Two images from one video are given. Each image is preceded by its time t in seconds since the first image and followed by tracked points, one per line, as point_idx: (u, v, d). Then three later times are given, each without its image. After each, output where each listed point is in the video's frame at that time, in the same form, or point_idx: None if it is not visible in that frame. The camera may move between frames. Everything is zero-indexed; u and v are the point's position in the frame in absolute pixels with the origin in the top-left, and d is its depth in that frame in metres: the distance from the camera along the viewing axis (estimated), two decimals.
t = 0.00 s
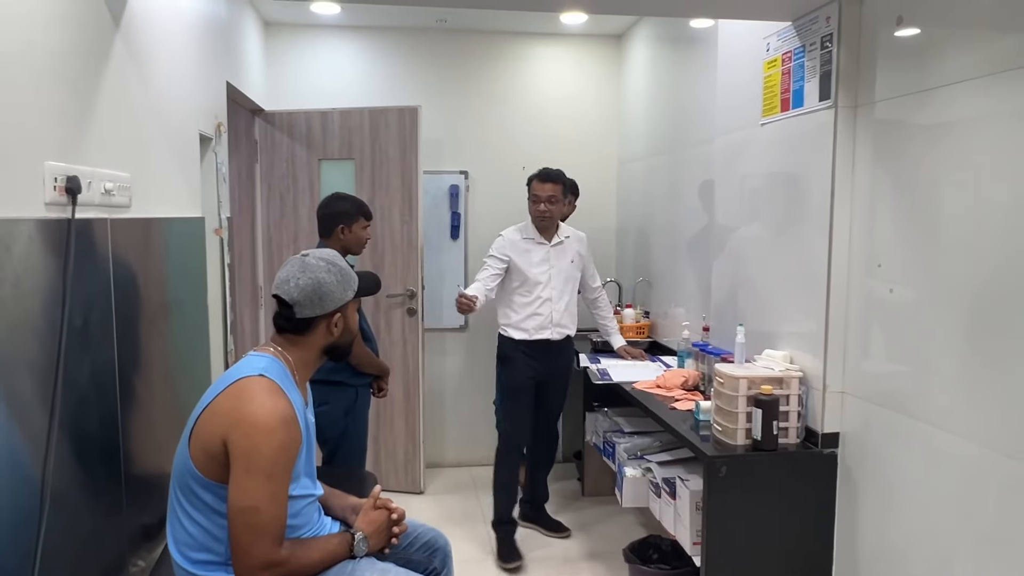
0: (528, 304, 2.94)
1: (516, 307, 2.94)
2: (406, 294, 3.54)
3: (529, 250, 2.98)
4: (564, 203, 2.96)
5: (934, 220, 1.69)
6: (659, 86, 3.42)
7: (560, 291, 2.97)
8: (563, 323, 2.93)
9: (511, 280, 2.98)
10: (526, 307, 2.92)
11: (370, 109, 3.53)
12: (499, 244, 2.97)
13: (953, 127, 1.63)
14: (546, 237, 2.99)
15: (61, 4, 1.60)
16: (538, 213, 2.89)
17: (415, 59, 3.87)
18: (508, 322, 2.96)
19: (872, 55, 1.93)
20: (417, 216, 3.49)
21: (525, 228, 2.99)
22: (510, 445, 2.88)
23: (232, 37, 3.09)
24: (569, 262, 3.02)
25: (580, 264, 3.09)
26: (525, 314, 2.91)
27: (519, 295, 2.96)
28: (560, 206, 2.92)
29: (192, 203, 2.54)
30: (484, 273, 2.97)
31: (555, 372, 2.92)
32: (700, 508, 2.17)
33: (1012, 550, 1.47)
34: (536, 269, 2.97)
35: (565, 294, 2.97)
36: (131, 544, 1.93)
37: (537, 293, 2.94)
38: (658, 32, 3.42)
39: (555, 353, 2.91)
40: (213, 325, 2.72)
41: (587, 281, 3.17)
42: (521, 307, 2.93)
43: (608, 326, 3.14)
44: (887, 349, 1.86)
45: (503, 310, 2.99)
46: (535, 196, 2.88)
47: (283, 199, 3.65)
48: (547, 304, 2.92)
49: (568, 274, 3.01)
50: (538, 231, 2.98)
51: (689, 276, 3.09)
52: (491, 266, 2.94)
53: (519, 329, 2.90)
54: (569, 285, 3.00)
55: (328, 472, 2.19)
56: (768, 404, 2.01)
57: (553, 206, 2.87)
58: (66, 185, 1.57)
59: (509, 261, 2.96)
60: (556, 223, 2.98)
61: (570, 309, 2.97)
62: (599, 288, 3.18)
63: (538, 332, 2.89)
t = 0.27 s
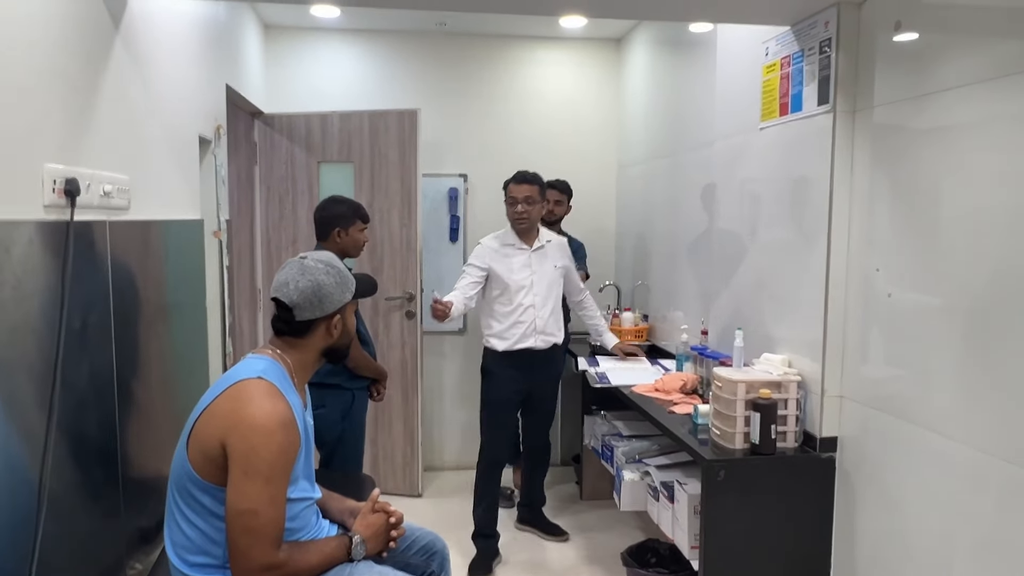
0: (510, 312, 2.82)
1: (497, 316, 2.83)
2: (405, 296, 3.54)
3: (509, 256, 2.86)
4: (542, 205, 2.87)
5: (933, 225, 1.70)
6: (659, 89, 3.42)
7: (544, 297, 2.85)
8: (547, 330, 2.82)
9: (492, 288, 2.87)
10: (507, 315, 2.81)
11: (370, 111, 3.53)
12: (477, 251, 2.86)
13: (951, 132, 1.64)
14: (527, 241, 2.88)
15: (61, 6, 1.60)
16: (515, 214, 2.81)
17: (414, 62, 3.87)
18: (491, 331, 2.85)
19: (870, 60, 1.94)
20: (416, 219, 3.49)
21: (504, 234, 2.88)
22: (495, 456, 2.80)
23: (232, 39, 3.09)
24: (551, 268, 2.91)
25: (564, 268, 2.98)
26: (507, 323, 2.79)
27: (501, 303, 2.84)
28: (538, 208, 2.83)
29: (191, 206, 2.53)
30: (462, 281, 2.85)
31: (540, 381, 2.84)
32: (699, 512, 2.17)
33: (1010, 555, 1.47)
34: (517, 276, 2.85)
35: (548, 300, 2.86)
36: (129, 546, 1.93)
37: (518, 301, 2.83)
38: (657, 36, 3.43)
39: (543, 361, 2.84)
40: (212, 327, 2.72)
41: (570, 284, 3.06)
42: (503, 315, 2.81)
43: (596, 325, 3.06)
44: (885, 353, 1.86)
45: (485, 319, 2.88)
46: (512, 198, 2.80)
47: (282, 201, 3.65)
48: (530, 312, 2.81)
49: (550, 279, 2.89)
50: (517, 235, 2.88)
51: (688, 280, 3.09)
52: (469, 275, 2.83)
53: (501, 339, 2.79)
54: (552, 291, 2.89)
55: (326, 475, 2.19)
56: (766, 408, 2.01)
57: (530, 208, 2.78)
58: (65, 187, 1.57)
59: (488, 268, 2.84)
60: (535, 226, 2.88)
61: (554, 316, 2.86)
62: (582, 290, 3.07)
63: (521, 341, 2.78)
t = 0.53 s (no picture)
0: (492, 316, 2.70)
1: (479, 319, 2.71)
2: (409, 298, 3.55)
3: (491, 257, 2.74)
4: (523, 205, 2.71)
5: (938, 228, 1.69)
6: (664, 92, 3.42)
7: (528, 300, 2.73)
8: (531, 334, 2.71)
9: (473, 290, 2.74)
10: (490, 319, 2.69)
11: (375, 113, 3.54)
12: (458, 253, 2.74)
13: (956, 135, 1.63)
14: (509, 242, 2.75)
15: (69, 10, 1.61)
16: (495, 217, 2.65)
17: (420, 64, 3.88)
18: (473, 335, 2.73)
19: (875, 63, 1.93)
20: (421, 221, 3.49)
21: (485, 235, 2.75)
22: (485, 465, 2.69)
23: (238, 42, 3.11)
24: (535, 268, 2.78)
25: (549, 269, 2.84)
26: (488, 327, 2.68)
27: (482, 306, 2.72)
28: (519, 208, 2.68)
29: (197, 207, 2.54)
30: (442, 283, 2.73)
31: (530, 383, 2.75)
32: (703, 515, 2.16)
33: (1017, 559, 1.46)
34: (499, 278, 2.72)
35: (532, 303, 2.73)
36: (134, 547, 1.94)
37: (501, 303, 2.70)
38: (662, 39, 3.43)
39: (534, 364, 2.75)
40: (217, 328, 2.73)
41: (556, 284, 2.93)
42: (485, 319, 2.69)
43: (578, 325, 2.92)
44: (891, 356, 1.85)
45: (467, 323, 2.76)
46: (491, 199, 2.63)
47: (287, 203, 3.66)
48: (512, 316, 2.69)
49: (535, 281, 2.76)
50: (499, 237, 2.74)
51: (693, 283, 3.09)
52: (449, 276, 2.70)
53: (484, 344, 2.68)
54: (537, 293, 2.76)
55: (333, 476, 2.20)
56: (771, 411, 2.01)
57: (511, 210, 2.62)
58: (73, 189, 1.58)
59: (469, 270, 2.72)
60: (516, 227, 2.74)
61: (539, 319, 2.74)
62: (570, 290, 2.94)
63: (505, 346, 2.67)
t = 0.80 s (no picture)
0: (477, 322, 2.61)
1: (466, 325, 2.63)
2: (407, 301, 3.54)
3: (473, 262, 2.65)
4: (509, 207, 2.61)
5: (936, 232, 1.69)
6: (662, 96, 3.43)
7: (512, 305, 2.61)
8: (517, 340, 2.58)
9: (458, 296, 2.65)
10: (474, 325, 2.60)
11: (374, 116, 3.55)
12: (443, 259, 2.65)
13: (954, 139, 1.64)
14: (494, 246, 2.65)
15: (67, 12, 1.61)
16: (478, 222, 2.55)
17: (418, 67, 3.88)
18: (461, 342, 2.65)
19: (873, 67, 1.94)
20: (419, 224, 3.49)
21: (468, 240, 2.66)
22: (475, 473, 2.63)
23: (237, 45, 3.11)
24: (520, 273, 2.66)
25: (537, 272, 2.72)
26: (473, 333, 2.58)
27: (467, 313, 2.63)
28: (504, 212, 2.58)
29: (195, 210, 2.54)
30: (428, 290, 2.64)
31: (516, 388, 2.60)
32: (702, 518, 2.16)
33: (1015, 562, 1.46)
34: (483, 283, 2.62)
35: (517, 307, 2.61)
36: (131, 550, 1.93)
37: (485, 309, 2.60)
38: (660, 43, 3.44)
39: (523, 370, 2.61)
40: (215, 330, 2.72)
41: (546, 288, 2.80)
42: (469, 325, 2.61)
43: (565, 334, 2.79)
44: (889, 359, 1.86)
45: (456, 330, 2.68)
46: (473, 203, 2.52)
47: (285, 206, 3.66)
48: (497, 321, 2.58)
49: (520, 286, 2.65)
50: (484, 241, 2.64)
51: (691, 286, 3.09)
52: (433, 283, 2.61)
53: (468, 350, 2.59)
54: (523, 298, 2.64)
55: (331, 479, 2.20)
56: (769, 415, 2.01)
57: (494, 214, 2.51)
58: (71, 191, 1.58)
59: (453, 276, 2.63)
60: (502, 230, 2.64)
61: (525, 324, 2.61)
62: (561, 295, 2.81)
63: (489, 352, 2.57)
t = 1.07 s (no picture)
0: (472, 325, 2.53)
1: (462, 328, 2.57)
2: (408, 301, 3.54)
3: (470, 265, 2.57)
4: (507, 207, 2.51)
5: (937, 232, 1.69)
6: (663, 96, 3.43)
7: (506, 310, 2.51)
8: (509, 346, 2.48)
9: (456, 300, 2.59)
10: (468, 329, 2.53)
11: (375, 116, 3.55)
12: (442, 261, 2.62)
13: (955, 138, 1.64)
14: (493, 248, 2.56)
15: (69, 11, 1.61)
16: (473, 225, 2.48)
17: (419, 68, 3.88)
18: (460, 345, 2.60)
19: (874, 67, 1.94)
20: (420, 225, 3.49)
21: (468, 242, 2.60)
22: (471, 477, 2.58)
23: (238, 45, 3.11)
24: (519, 277, 2.56)
25: (537, 277, 2.60)
26: (467, 336, 2.52)
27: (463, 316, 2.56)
28: (501, 213, 2.48)
29: (196, 210, 2.54)
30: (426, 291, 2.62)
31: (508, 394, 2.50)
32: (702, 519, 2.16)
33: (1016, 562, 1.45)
34: (478, 286, 2.54)
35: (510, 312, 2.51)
36: (132, 549, 1.93)
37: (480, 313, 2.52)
38: (661, 43, 3.44)
39: (517, 378, 2.50)
40: (216, 330, 2.72)
41: (550, 294, 2.68)
42: (464, 329, 2.54)
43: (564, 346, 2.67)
44: (890, 360, 1.85)
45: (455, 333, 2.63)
46: (468, 205, 2.45)
47: (286, 206, 3.66)
48: (489, 325, 2.49)
49: (517, 290, 2.54)
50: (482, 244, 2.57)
51: (692, 286, 3.08)
52: (431, 284, 2.60)
53: (462, 354, 2.53)
54: (519, 302, 2.54)
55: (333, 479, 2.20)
56: (770, 415, 2.01)
57: (488, 218, 2.44)
58: (72, 191, 1.58)
59: (450, 278, 2.59)
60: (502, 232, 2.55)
61: (520, 330, 2.51)
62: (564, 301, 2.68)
63: (480, 357, 2.49)
